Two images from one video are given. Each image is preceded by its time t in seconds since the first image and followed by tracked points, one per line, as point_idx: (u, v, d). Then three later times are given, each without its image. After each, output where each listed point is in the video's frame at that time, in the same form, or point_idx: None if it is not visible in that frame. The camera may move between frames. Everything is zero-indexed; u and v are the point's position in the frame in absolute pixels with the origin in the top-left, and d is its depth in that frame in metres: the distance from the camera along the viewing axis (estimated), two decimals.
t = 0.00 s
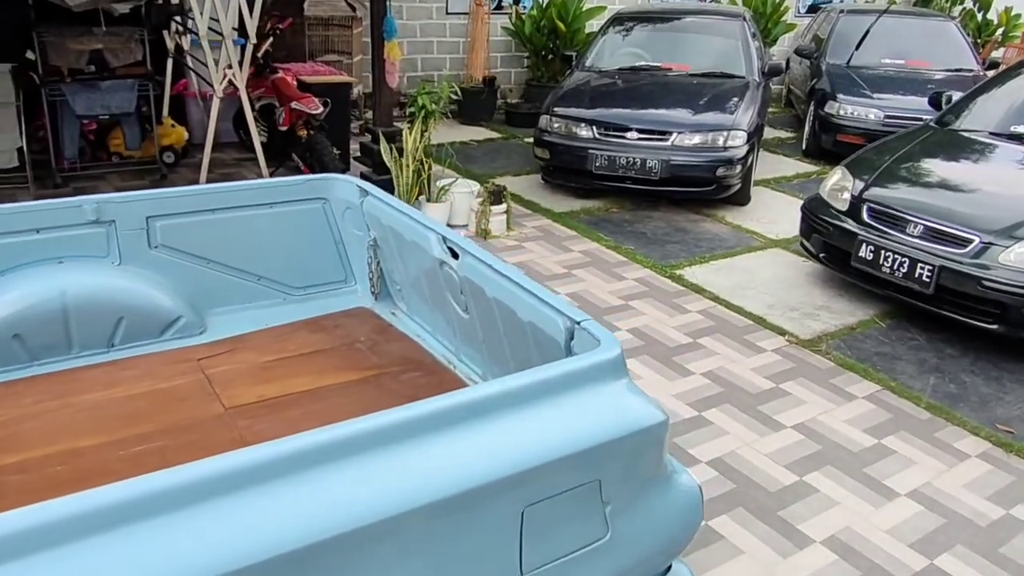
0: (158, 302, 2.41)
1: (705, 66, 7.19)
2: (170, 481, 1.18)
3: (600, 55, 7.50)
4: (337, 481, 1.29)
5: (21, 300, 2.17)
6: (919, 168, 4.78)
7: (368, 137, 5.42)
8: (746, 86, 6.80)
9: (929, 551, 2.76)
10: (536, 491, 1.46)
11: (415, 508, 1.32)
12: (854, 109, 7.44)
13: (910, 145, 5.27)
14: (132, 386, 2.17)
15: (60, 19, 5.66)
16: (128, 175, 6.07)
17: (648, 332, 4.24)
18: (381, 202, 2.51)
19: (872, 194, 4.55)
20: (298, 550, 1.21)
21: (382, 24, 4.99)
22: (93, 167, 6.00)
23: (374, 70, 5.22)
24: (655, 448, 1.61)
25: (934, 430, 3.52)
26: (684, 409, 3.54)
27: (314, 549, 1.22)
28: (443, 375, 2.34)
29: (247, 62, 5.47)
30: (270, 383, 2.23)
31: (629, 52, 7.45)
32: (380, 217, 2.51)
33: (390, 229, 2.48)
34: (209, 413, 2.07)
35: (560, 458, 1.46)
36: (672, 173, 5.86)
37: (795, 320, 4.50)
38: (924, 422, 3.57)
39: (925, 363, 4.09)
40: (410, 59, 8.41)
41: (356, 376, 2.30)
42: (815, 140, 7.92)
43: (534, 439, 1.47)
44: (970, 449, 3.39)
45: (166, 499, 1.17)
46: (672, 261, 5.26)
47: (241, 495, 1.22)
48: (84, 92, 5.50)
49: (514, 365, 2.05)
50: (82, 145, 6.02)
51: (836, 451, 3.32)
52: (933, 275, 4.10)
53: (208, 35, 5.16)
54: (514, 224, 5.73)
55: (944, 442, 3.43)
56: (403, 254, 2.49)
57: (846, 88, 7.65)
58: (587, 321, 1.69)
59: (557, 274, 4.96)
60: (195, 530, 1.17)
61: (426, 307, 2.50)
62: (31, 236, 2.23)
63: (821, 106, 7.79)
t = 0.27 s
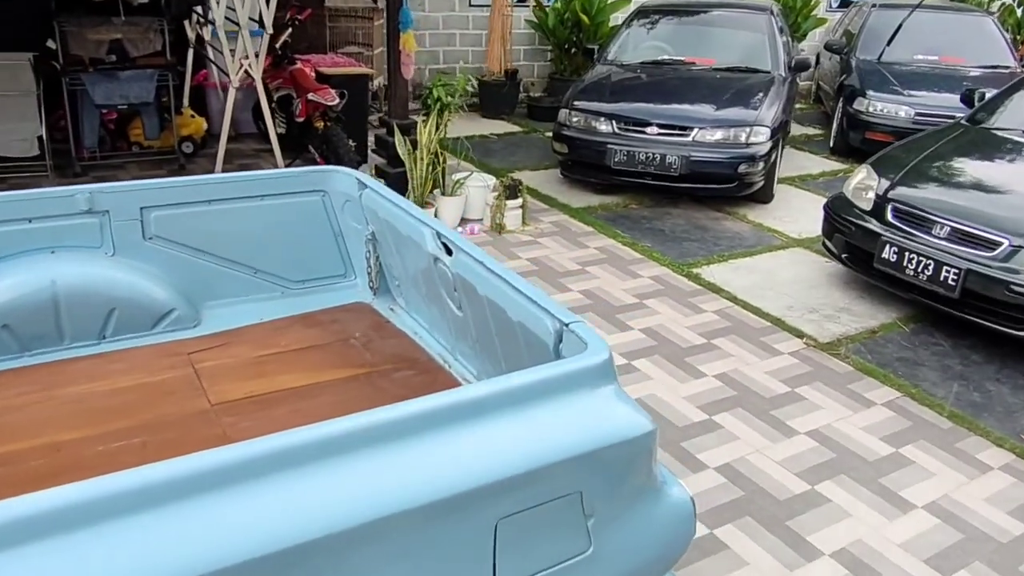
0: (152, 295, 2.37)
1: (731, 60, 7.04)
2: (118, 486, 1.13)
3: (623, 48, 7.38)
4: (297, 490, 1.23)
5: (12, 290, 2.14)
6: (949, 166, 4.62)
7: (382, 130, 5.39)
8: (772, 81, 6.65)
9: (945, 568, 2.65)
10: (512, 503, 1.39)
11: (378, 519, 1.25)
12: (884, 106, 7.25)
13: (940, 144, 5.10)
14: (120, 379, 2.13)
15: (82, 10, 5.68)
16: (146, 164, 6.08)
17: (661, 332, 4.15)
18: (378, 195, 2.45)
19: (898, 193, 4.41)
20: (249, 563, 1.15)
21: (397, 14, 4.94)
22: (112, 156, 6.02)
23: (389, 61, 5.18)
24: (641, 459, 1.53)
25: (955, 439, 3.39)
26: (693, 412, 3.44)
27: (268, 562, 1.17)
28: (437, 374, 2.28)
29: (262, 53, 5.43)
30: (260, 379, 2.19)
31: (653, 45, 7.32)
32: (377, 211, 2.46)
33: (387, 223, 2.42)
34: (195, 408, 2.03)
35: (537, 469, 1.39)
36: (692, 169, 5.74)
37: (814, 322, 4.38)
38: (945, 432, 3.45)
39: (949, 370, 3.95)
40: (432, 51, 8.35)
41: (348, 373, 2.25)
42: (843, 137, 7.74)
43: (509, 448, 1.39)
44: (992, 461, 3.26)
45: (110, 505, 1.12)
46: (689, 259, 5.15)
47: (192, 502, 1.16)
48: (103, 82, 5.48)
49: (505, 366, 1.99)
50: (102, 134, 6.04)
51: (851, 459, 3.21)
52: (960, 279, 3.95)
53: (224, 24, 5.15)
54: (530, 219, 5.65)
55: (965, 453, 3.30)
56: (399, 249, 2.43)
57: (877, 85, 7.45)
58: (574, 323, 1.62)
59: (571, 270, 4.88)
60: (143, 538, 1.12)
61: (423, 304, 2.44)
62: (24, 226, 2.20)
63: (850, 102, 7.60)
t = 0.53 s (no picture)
0: (148, 285, 2.34)
1: (762, 51, 6.88)
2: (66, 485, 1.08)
3: (652, 39, 7.25)
4: (252, 493, 1.17)
5: (6, 278, 2.13)
6: (984, 162, 4.44)
7: (402, 120, 5.35)
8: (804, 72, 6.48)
9: None
10: (484, 511, 1.31)
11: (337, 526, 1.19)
12: (921, 99, 7.03)
13: (976, 138, 4.92)
14: (111, 370, 2.11)
15: None
16: (171, 152, 6.11)
17: (678, 329, 4.05)
18: (378, 186, 2.39)
19: (929, 189, 4.25)
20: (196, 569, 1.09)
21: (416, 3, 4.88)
22: (137, 144, 6.06)
23: (410, 49, 5.13)
24: (627, 467, 1.45)
25: (982, 447, 3.25)
26: (707, 413, 3.35)
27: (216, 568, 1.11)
28: (433, 370, 2.22)
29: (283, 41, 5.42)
30: (252, 373, 2.15)
31: (682, 36, 7.17)
32: (377, 202, 2.40)
33: (387, 214, 2.37)
34: (184, 401, 2.00)
35: (512, 476, 1.32)
36: (718, 163, 5.62)
37: (838, 321, 4.25)
38: (971, 438, 3.31)
39: (979, 374, 3.81)
40: (459, 41, 8.28)
41: (341, 368, 2.20)
42: (878, 131, 7.53)
43: (483, 453, 1.32)
44: (1020, 470, 3.12)
45: (52, 505, 1.07)
46: (712, 254, 5.04)
47: (139, 504, 1.11)
48: (128, 70, 5.50)
49: (499, 364, 1.92)
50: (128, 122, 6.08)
51: (870, 465, 3.09)
52: (992, 280, 3.80)
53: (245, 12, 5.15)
54: (551, 212, 5.58)
55: (992, 461, 3.17)
56: (399, 241, 2.37)
57: (914, 77, 7.23)
58: (561, 323, 1.55)
59: (589, 264, 4.79)
60: (88, 540, 1.07)
61: (423, 297, 2.38)
62: (20, 213, 2.19)
63: (886, 95, 7.39)
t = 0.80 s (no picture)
0: (151, 272, 2.35)
1: (802, 45, 6.70)
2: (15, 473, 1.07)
3: (688, 31, 7.11)
4: (205, 485, 1.14)
5: (11, 263, 2.15)
6: None
7: (429, 112, 5.33)
8: (844, 67, 6.29)
9: None
10: (448, 511, 1.27)
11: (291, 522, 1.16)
12: (968, 96, 6.78)
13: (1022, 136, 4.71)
14: (110, 355, 2.13)
15: None
16: (203, 141, 6.18)
17: (699, 328, 3.96)
18: (382, 176, 2.37)
19: (968, 189, 4.08)
20: (140, 562, 1.07)
21: None
22: (171, 133, 6.14)
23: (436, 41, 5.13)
24: (604, 472, 1.41)
25: (1012, 459, 3.12)
26: (723, 415, 3.27)
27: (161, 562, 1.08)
28: (430, 364, 2.19)
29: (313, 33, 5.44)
30: (248, 362, 2.14)
31: (720, 29, 7.02)
32: (381, 192, 2.38)
33: (389, 205, 2.34)
34: (178, 389, 2.00)
35: (478, 476, 1.28)
36: (750, 159, 5.49)
37: (868, 324, 4.12)
38: (1001, 449, 3.17)
39: (1014, 383, 3.65)
40: (495, 33, 8.22)
41: (338, 360, 2.18)
42: (922, 129, 7.29)
43: (449, 451, 1.28)
44: None
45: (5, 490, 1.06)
46: (740, 252, 4.92)
47: (87, 494, 1.09)
48: (162, 59, 5.55)
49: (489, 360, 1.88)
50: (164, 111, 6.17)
51: (891, 474, 2.98)
52: None
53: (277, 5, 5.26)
54: (578, 206, 5.51)
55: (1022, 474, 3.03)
56: (401, 233, 2.34)
57: (962, 73, 6.98)
58: (543, 320, 1.51)
59: (613, 260, 4.72)
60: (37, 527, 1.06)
61: (424, 291, 2.35)
62: (26, 199, 2.21)
63: (931, 91, 7.15)
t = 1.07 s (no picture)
0: (168, 257, 2.39)
1: (853, 46, 6.51)
2: None
3: (736, 30, 6.97)
4: (173, 468, 1.15)
5: (32, 245, 2.21)
6: None
7: (467, 108, 5.32)
8: (896, 68, 6.10)
9: None
10: (419, 507, 1.25)
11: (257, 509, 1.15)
12: None
13: None
14: (123, 339, 2.16)
15: None
16: (247, 131, 6.27)
17: (729, 332, 3.88)
18: (397, 169, 2.37)
19: (1017, 197, 3.92)
20: (101, 542, 1.08)
21: None
22: (217, 123, 6.25)
23: (474, 37, 5.15)
24: (587, 475, 1.37)
25: None
26: (745, 421, 3.19)
27: (122, 542, 1.09)
28: (436, 358, 2.17)
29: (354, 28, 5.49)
30: (256, 350, 2.15)
31: (768, 28, 6.86)
32: (396, 185, 2.37)
33: (403, 198, 2.33)
34: (185, 374, 2.02)
35: (453, 473, 1.25)
36: (792, 162, 5.36)
37: (906, 334, 3.98)
38: None
39: None
40: (540, 30, 8.18)
41: (345, 351, 2.18)
42: (978, 134, 7.04)
43: (424, 445, 1.26)
44: None
45: None
46: (777, 256, 4.81)
47: (54, 472, 1.10)
48: (208, 51, 5.66)
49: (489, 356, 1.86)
50: (210, 103, 6.28)
51: (919, 490, 2.87)
52: None
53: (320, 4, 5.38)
54: (614, 205, 5.45)
55: None
56: (414, 226, 2.33)
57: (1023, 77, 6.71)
58: (533, 318, 1.48)
59: (646, 260, 4.64)
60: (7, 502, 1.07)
61: (436, 284, 2.33)
62: (50, 183, 2.27)
63: (990, 95, 6.89)
